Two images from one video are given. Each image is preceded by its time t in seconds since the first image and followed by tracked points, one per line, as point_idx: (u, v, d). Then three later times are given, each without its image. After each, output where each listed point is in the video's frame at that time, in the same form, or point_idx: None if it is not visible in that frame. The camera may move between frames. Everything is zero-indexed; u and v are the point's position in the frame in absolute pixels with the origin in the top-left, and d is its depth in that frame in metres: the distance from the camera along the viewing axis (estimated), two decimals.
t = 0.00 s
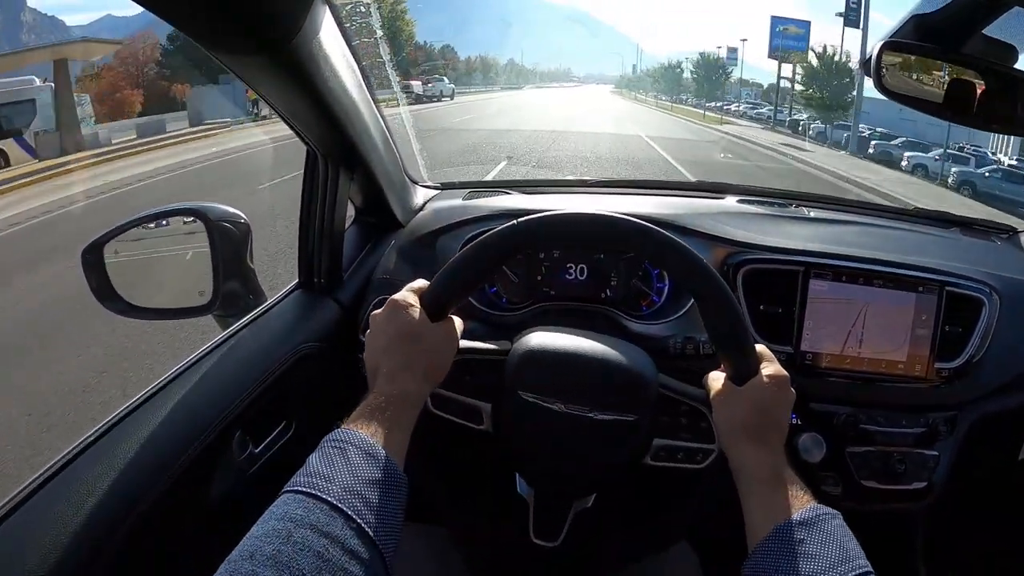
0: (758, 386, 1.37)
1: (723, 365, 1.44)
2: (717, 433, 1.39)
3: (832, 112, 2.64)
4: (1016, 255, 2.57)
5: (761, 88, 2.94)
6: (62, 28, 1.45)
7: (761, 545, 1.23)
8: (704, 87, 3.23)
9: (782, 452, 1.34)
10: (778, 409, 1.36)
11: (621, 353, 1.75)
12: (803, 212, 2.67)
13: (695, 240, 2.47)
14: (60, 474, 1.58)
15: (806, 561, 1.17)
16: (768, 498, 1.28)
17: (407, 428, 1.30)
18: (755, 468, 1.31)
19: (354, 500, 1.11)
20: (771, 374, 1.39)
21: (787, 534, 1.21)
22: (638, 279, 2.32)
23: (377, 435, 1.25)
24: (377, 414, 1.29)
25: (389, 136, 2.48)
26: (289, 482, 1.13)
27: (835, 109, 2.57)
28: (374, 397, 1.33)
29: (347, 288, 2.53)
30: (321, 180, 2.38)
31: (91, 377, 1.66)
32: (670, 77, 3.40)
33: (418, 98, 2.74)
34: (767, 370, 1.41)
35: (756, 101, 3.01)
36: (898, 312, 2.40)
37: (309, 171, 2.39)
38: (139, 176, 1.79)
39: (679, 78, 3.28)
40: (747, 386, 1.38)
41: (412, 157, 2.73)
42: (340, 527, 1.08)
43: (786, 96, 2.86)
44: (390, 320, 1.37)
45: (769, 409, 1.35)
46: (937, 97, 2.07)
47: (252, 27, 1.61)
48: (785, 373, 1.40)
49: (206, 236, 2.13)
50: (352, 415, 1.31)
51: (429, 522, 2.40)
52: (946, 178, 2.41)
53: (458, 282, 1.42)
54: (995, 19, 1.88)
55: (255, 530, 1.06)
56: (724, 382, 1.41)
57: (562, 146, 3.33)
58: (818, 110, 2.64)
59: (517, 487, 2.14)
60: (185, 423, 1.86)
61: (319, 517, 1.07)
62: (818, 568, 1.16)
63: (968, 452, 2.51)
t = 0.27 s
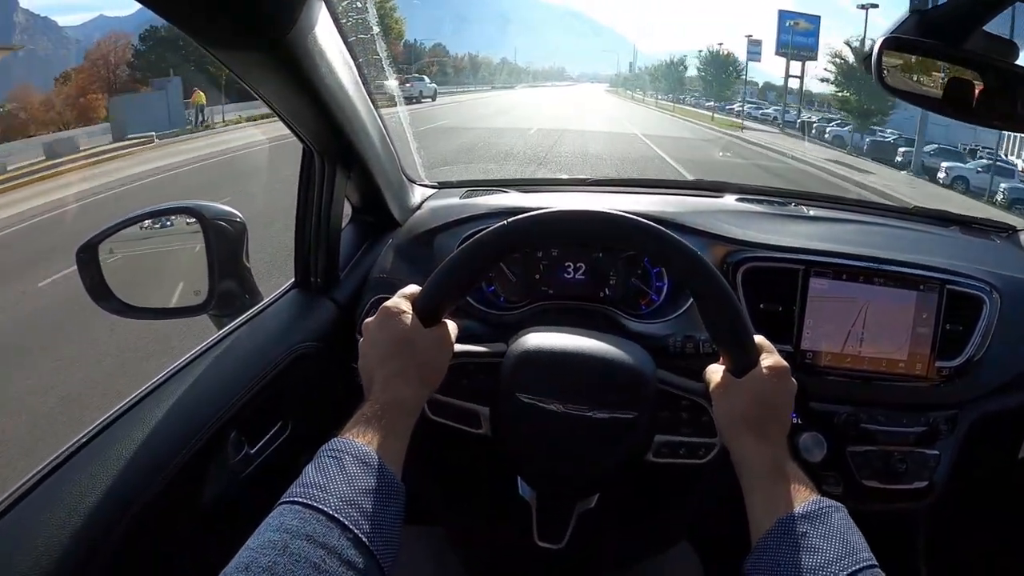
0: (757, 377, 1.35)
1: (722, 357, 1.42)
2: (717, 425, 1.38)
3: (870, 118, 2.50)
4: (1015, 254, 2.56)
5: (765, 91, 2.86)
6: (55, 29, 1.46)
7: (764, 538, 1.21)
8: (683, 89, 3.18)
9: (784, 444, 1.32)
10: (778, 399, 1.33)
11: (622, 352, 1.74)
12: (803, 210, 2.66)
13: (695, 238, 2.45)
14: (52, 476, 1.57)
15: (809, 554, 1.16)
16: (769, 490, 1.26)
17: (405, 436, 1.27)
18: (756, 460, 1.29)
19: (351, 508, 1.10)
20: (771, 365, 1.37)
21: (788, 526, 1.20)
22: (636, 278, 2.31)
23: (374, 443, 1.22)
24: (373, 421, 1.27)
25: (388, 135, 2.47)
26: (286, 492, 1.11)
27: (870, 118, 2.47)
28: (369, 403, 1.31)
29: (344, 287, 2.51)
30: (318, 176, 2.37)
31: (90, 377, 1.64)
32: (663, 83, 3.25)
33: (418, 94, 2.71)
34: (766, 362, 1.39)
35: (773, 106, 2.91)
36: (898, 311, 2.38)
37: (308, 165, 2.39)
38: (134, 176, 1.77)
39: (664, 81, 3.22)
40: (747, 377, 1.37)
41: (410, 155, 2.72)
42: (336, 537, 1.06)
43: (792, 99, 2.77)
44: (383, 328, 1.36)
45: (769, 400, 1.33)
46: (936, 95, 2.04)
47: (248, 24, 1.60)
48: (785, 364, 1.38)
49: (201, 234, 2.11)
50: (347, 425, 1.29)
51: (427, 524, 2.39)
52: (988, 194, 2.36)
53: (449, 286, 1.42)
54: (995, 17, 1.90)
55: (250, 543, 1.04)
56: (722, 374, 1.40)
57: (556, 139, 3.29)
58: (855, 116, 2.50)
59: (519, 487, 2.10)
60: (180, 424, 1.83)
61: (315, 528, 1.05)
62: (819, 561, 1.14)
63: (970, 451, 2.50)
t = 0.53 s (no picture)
0: (763, 369, 1.34)
1: (727, 348, 1.42)
2: (723, 418, 1.38)
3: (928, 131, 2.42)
4: (1017, 249, 2.55)
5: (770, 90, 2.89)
6: (48, 28, 1.42)
7: (771, 531, 1.21)
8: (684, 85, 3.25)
9: (790, 437, 1.32)
10: (784, 392, 1.33)
11: (626, 346, 1.73)
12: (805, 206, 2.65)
13: (698, 232, 2.44)
14: (48, 473, 1.55)
15: (817, 547, 1.15)
16: (776, 483, 1.26)
17: (407, 434, 1.27)
18: (762, 453, 1.29)
19: (354, 507, 1.08)
20: (776, 357, 1.36)
21: (797, 519, 1.19)
22: (639, 273, 2.30)
23: (376, 442, 1.22)
24: (375, 419, 1.26)
25: (389, 129, 2.45)
26: (289, 491, 1.10)
27: (929, 131, 2.39)
28: (372, 401, 1.30)
29: (345, 282, 2.50)
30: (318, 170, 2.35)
31: (89, 374, 1.63)
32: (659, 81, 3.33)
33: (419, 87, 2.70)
34: (771, 353, 1.38)
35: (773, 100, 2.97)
36: (901, 306, 2.37)
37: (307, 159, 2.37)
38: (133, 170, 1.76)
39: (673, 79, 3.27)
40: (752, 369, 1.36)
41: (411, 149, 2.71)
42: (339, 536, 1.04)
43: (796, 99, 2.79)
44: (385, 325, 1.34)
45: (775, 393, 1.32)
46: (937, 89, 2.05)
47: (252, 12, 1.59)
48: (791, 356, 1.37)
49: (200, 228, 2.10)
50: (350, 422, 1.28)
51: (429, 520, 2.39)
52: None
53: (455, 276, 1.40)
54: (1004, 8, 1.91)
55: (253, 542, 1.02)
56: (727, 366, 1.39)
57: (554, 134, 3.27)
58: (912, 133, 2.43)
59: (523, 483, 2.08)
60: (179, 419, 1.82)
61: (319, 527, 1.04)
62: (828, 554, 1.14)
63: (973, 446, 2.49)
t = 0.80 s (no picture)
0: (761, 369, 1.35)
1: (724, 348, 1.42)
2: (721, 417, 1.38)
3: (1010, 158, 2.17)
4: (1014, 249, 2.56)
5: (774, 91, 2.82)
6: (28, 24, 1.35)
7: (769, 530, 1.21)
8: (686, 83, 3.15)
9: (788, 436, 1.32)
10: (782, 391, 1.34)
11: (623, 346, 1.74)
12: (802, 206, 2.66)
13: (696, 232, 2.45)
14: (48, 472, 1.56)
15: (814, 546, 1.16)
16: (774, 482, 1.26)
17: (407, 433, 1.28)
18: (760, 452, 1.30)
19: (355, 506, 1.09)
20: (774, 357, 1.37)
21: (794, 518, 1.20)
22: (637, 272, 2.31)
23: (376, 440, 1.22)
24: (375, 418, 1.27)
25: (388, 129, 2.46)
26: (289, 490, 1.11)
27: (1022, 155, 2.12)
28: (372, 400, 1.31)
29: (343, 281, 2.51)
30: (317, 170, 2.36)
31: (89, 374, 1.64)
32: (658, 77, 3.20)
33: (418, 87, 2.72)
34: (768, 354, 1.39)
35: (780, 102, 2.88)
36: (899, 307, 2.38)
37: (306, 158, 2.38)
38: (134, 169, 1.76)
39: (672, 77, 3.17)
40: (750, 369, 1.37)
41: (409, 149, 2.72)
42: (340, 535, 1.05)
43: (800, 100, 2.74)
44: (384, 325, 1.34)
45: (773, 393, 1.33)
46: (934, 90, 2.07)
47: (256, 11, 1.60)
48: (788, 355, 1.38)
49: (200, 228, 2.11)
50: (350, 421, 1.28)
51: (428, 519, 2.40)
52: None
53: (451, 280, 1.40)
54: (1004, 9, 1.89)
55: (254, 541, 1.02)
56: (725, 366, 1.40)
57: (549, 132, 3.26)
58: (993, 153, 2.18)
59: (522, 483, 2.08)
60: (179, 417, 1.82)
61: (320, 526, 1.04)
62: (824, 553, 1.14)
63: (970, 445, 2.50)
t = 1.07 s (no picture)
0: (757, 367, 1.36)
1: (723, 347, 1.44)
2: (721, 416, 1.40)
3: None
4: (1011, 249, 2.57)
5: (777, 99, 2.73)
6: None
7: (768, 527, 1.22)
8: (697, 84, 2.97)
9: (787, 434, 1.34)
10: (779, 389, 1.35)
11: (621, 346, 1.74)
12: (800, 207, 2.66)
13: (695, 233, 2.45)
14: (45, 474, 1.56)
15: (812, 544, 1.15)
16: (774, 480, 1.27)
17: (406, 438, 1.28)
18: (758, 450, 1.31)
19: (353, 510, 1.09)
20: (771, 354, 1.38)
21: (793, 516, 1.20)
22: (636, 273, 2.31)
23: (375, 444, 1.23)
24: (374, 421, 1.27)
25: (387, 130, 2.46)
26: (288, 495, 1.10)
27: None
28: (370, 404, 1.31)
29: (341, 281, 2.51)
30: (317, 172, 2.36)
31: (85, 375, 1.64)
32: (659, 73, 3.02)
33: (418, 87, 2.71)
34: (767, 351, 1.40)
35: (826, 93, 2.53)
36: (897, 307, 2.39)
37: (306, 161, 2.38)
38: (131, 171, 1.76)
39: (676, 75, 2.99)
40: (748, 368, 1.38)
41: (408, 150, 2.73)
42: (339, 539, 1.05)
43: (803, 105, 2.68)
44: (383, 330, 1.35)
45: (770, 391, 1.34)
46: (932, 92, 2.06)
47: (254, 12, 1.60)
48: (786, 353, 1.39)
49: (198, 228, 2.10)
50: (349, 425, 1.28)
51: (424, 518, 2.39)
52: None
53: (451, 283, 1.41)
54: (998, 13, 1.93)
55: (253, 545, 1.02)
56: (724, 366, 1.41)
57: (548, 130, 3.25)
58: None
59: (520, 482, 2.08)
60: (177, 418, 1.82)
61: (319, 529, 1.04)
62: (823, 551, 1.13)
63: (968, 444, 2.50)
